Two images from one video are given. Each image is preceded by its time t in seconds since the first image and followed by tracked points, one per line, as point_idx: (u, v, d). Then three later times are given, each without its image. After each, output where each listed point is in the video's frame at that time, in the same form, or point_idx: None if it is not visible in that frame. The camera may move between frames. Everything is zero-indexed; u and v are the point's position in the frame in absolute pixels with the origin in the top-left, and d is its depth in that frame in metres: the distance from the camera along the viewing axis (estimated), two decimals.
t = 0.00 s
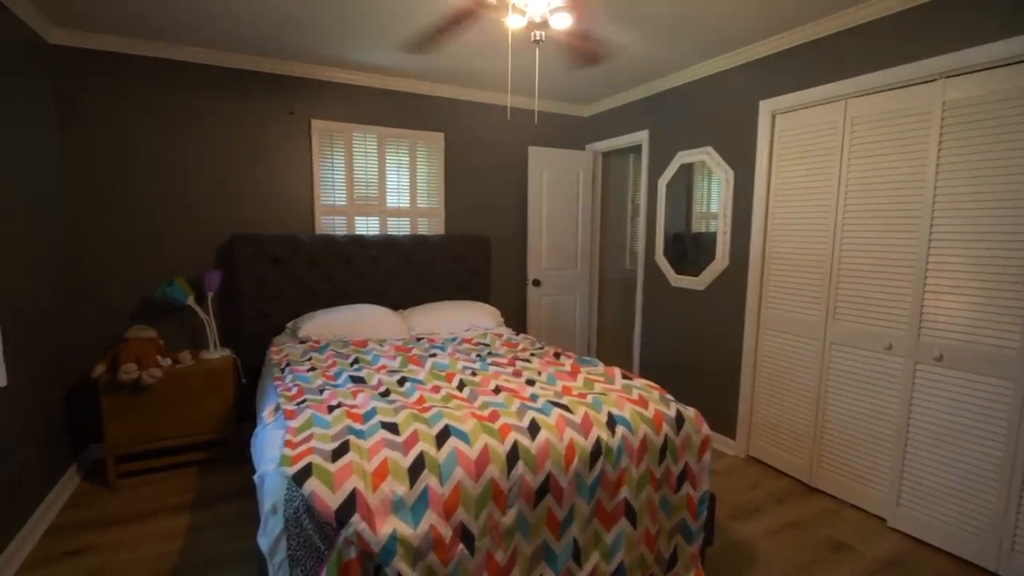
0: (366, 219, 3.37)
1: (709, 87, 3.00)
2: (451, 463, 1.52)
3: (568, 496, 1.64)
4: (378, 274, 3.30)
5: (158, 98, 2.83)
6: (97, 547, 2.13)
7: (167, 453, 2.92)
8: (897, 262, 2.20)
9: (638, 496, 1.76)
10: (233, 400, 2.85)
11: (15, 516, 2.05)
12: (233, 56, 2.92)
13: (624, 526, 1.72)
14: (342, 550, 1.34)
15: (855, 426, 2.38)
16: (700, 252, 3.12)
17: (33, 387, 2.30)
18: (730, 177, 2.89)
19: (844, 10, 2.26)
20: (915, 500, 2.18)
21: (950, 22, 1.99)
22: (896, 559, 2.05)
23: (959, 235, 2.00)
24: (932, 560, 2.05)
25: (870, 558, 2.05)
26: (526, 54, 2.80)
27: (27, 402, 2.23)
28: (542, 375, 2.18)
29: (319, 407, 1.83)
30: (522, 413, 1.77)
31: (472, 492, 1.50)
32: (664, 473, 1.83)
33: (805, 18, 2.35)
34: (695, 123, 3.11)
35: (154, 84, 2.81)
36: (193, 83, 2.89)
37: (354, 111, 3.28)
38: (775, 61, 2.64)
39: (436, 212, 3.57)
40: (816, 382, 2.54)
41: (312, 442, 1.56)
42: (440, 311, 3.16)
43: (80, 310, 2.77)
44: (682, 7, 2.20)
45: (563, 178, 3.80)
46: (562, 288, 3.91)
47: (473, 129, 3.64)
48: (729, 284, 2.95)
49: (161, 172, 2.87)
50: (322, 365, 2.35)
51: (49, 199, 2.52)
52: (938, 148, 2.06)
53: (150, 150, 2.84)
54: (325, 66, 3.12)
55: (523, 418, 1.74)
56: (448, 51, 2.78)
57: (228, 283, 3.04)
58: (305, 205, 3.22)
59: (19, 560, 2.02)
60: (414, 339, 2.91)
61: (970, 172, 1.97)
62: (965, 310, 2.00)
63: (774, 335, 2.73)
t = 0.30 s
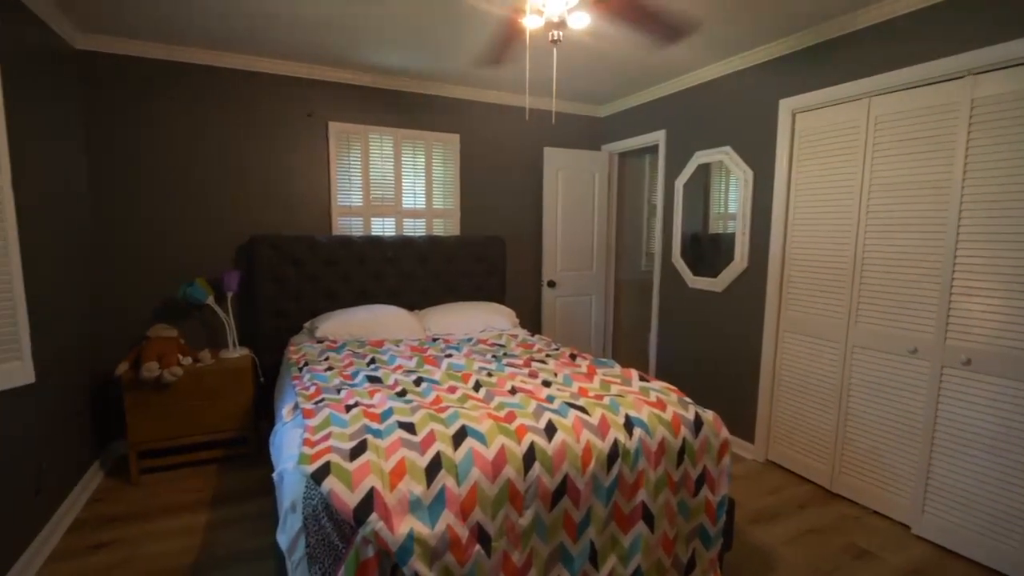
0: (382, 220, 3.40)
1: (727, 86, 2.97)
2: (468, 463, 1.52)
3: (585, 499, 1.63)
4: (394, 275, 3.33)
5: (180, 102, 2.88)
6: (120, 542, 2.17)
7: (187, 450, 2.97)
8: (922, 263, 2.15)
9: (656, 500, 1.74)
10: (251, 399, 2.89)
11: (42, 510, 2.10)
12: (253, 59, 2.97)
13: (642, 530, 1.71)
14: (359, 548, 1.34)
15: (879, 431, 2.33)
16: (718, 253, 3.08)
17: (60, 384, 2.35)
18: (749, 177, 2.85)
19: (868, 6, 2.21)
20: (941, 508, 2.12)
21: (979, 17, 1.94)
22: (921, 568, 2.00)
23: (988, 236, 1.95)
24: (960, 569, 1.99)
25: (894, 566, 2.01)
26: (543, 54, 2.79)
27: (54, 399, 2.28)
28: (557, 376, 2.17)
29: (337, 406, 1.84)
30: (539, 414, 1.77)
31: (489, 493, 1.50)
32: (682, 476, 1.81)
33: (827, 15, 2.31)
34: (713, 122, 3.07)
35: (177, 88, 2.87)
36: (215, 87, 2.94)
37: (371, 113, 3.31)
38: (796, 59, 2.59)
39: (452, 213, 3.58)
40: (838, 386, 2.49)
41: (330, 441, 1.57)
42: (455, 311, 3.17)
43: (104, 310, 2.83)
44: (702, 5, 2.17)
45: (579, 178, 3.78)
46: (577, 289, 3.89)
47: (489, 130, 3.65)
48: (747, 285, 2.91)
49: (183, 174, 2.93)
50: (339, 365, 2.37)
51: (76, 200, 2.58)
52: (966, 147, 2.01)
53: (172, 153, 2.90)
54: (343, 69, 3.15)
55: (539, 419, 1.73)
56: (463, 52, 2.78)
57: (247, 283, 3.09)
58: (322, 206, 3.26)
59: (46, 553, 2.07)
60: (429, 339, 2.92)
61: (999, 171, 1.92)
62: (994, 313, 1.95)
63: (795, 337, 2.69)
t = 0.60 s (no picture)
0: (399, 221, 3.42)
1: (748, 84, 2.93)
2: (485, 463, 1.52)
3: (603, 501, 1.62)
4: (410, 275, 3.35)
5: (204, 104, 2.94)
6: (144, 536, 2.21)
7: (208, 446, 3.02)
8: (952, 265, 2.09)
9: (675, 504, 1.72)
10: (270, 397, 2.93)
11: (70, 503, 2.16)
12: (274, 62, 3.01)
13: (660, 533, 1.69)
14: (377, 547, 1.35)
15: (905, 436, 2.27)
16: (738, 253, 3.04)
17: (87, 380, 2.41)
18: (770, 177, 2.81)
19: None
20: (971, 517, 2.06)
21: (1013, 11, 1.88)
22: None
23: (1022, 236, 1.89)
24: None
25: None
26: (561, 54, 2.78)
27: (81, 395, 2.34)
28: (575, 377, 2.16)
29: (355, 405, 1.86)
30: (556, 415, 1.76)
31: (506, 493, 1.50)
32: (702, 480, 1.78)
33: (853, 10, 2.26)
34: (733, 122, 3.04)
35: (201, 91, 2.93)
36: (237, 90, 2.99)
37: (389, 114, 3.34)
38: (820, 55, 2.55)
39: (468, 213, 3.59)
40: (863, 390, 2.44)
41: (349, 439, 1.59)
42: (471, 312, 3.17)
43: (130, 308, 2.90)
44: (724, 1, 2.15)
45: (596, 179, 3.77)
46: (593, 290, 3.87)
47: (505, 131, 3.65)
48: (768, 286, 2.86)
49: (206, 176, 2.99)
50: (357, 364, 2.39)
51: (104, 201, 2.65)
52: (999, 144, 1.95)
53: (196, 155, 2.96)
54: (362, 71, 3.18)
55: (557, 420, 1.72)
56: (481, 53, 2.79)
57: (267, 282, 3.13)
58: (341, 207, 3.29)
59: (74, 545, 2.12)
60: (445, 339, 2.93)
61: None
62: None
63: (817, 339, 2.64)
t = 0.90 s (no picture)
0: (417, 220, 3.44)
1: (770, 81, 2.88)
2: (503, 463, 1.51)
3: (621, 503, 1.60)
4: (427, 274, 3.36)
5: (226, 106, 2.99)
6: (166, 529, 2.26)
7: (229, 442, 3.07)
8: (984, 265, 2.03)
9: (695, 507, 1.69)
10: (289, 394, 2.96)
11: (95, 496, 2.21)
12: (295, 63, 3.05)
13: (679, 537, 1.66)
14: (395, 545, 1.35)
15: (934, 442, 2.21)
16: (758, 253, 3.00)
17: (112, 376, 2.47)
18: (793, 175, 2.76)
19: None
20: (1003, 526, 1.99)
21: None
22: None
23: None
24: None
25: None
26: (580, 52, 2.77)
27: (107, 391, 2.40)
28: (592, 378, 2.14)
29: (373, 403, 1.87)
30: (574, 415, 1.75)
31: (524, 493, 1.49)
32: (722, 483, 1.75)
33: (882, 3, 2.19)
34: (754, 119, 2.99)
35: (224, 93, 2.98)
36: (258, 91, 3.04)
37: (407, 115, 3.35)
38: (845, 51, 2.49)
39: (485, 213, 3.59)
40: (888, 393, 2.38)
41: (367, 437, 1.59)
42: (488, 311, 3.17)
43: (153, 306, 2.96)
44: None
45: (613, 178, 3.74)
46: (610, 291, 3.84)
47: (523, 130, 3.65)
48: (790, 286, 2.81)
49: (228, 176, 3.03)
50: (374, 362, 2.40)
51: (130, 201, 2.71)
52: None
53: (219, 155, 3.01)
54: (380, 72, 3.20)
55: (575, 421, 1.71)
56: (499, 52, 2.78)
57: (287, 281, 3.17)
58: (359, 207, 3.32)
59: (98, 537, 2.17)
60: (462, 339, 2.94)
61: None
62: None
63: (841, 342, 2.58)
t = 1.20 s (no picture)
0: (434, 220, 3.45)
1: (793, 78, 2.83)
2: (521, 464, 1.51)
3: (640, 506, 1.58)
4: (444, 274, 3.37)
5: (248, 109, 3.03)
6: (189, 524, 2.30)
7: (249, 439, 3.12)
8: (1017, 267, 1.96)
9: (716, 512, 1.67)
10: (308, 392, 2.99)
11: (120, 490, 2.26)
12: (315, 66, 3.08)
13: (700, 541, 1.64)
14: (413, 544, 1.35)
15: (963, 449, 2.14)
16: (780, 253, 2.94)
17: (137, 374, 2.52)
18: (816, 174, 2.70)
19: None
20: None
21: None
22: None
23: None
24: None
25: None
26: (598, 51, 2.74)
27: (132, 387, 2.45)
28: (610, 379, 2.13)
29: (391, 402, 1.88)
30: (592, 417, 1.73)
31: (542, 495, 1.48)
32: (744, 488, 1.73)
33: None
34: (777, 117, 2.93)
35: (246, 95, 3.02)
36: (279, 93, 3.08)
37: (424, 115, 3.37)
38: (871, 46, 2.43)
39: (502, 213, 3.59)
40: (916, 398, 2.31)
41: (385, 436, 1.60)
42: (504, 311, 3.17)
43: (176, 304, 3.02)
44: None
45: (631, 177, 3.70)
46: (627, 291, 3.81)
47: (540, 130, 3.63)
48: (812, 287, 2.75)
49: (250, 177, 3.08)
50: (392, 361, 2.42)
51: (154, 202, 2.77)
52: None
53: (240, 157, 3.05)
54: (398, 73, 3.22)
55: (593, 422, 1.70)
56: (517, 52, 2.77)
57: (306, 280, 3.21)
58: (377, 207, 3.34)
59: (122, 530, 2.23)
60: (479, 339, 2.94)
61: None
62: None
63: (867, 344, 2.52)
